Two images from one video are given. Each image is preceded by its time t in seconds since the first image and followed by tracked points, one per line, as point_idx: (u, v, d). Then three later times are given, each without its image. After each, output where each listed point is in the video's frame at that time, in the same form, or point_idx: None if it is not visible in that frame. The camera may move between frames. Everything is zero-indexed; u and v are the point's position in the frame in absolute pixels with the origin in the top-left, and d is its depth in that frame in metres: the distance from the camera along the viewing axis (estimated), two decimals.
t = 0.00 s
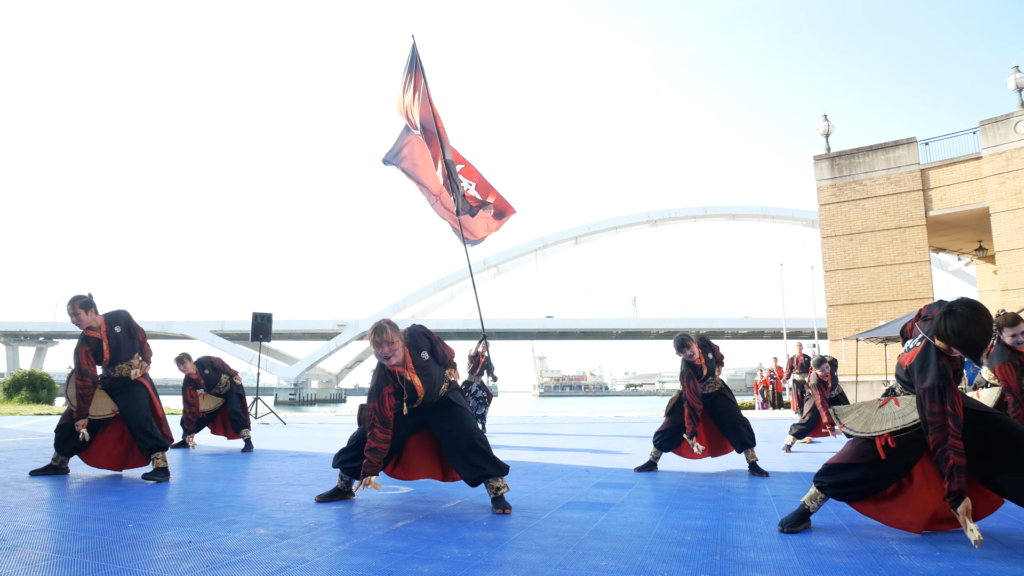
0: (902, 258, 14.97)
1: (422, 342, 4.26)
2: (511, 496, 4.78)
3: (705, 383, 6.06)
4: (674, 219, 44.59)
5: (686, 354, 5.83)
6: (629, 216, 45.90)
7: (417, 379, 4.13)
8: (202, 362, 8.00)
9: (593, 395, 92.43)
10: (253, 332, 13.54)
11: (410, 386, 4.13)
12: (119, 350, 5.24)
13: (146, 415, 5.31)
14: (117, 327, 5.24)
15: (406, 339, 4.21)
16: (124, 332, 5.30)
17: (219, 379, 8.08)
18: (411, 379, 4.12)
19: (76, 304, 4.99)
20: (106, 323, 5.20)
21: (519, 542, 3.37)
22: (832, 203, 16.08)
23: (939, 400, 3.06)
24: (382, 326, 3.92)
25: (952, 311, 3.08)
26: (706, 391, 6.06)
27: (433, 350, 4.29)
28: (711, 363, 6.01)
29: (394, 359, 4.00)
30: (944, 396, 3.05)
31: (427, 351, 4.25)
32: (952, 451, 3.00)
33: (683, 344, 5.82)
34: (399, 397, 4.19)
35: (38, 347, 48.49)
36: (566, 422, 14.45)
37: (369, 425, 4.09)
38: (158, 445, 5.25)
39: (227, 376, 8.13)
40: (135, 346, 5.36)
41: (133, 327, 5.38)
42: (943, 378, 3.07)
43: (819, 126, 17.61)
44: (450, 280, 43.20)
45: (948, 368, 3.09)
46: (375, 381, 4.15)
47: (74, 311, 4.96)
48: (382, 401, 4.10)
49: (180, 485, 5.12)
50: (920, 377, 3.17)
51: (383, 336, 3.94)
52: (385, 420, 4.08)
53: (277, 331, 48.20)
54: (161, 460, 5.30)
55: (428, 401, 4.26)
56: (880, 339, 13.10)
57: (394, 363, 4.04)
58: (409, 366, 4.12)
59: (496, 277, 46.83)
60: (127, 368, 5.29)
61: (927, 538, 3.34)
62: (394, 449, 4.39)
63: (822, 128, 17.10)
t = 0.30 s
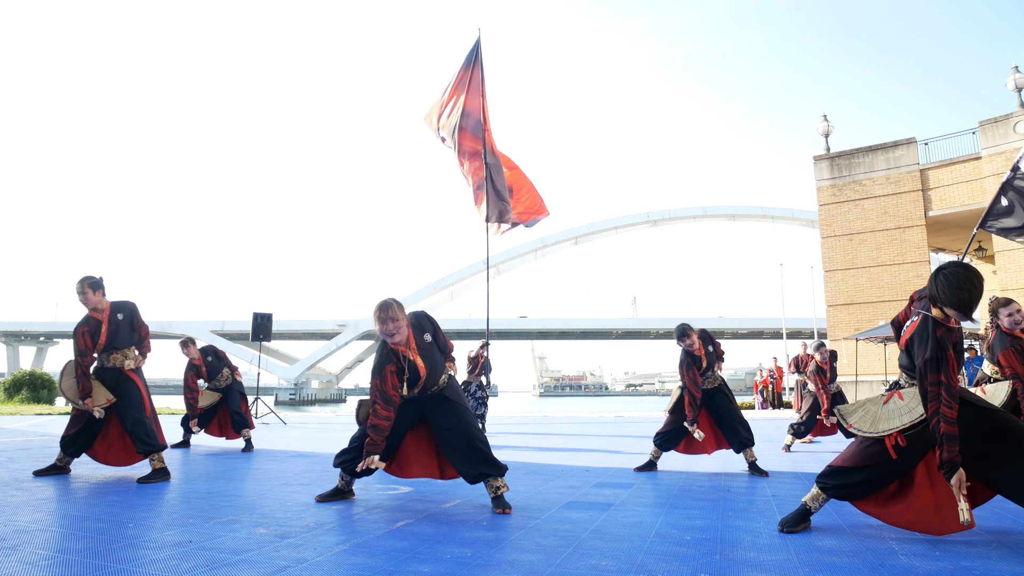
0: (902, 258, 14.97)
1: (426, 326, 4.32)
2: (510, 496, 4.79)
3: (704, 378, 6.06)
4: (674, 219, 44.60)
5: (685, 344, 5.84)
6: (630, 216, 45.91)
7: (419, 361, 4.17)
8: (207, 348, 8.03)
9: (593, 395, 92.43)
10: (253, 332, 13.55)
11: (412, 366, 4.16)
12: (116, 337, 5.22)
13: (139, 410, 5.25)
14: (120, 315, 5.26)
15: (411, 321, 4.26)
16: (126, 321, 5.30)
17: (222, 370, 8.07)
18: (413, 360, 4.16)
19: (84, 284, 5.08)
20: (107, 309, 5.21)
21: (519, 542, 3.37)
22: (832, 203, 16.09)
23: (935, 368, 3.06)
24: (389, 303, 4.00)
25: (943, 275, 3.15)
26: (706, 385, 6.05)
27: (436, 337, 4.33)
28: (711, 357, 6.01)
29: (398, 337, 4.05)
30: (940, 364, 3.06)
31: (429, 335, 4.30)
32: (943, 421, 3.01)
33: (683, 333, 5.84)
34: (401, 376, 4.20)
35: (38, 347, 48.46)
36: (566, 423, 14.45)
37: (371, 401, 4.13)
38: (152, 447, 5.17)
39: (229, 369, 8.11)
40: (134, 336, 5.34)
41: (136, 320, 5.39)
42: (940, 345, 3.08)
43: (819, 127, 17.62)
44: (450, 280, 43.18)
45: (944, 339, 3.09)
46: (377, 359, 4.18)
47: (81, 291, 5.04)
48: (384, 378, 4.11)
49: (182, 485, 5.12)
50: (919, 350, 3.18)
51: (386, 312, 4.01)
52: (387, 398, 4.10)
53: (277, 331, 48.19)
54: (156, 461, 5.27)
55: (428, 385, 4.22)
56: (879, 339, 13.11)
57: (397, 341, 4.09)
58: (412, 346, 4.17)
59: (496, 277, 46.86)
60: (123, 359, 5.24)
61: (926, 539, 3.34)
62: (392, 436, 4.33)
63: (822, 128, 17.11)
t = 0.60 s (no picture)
0: (902, 258, 14.97)
1: (428, 314, 4.36)
2: (511, 496, 4.79)
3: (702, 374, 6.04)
4: (674, 219, 44.60)
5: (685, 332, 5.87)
6: (630, 216, 45.90)
7: (421, 346, 4.19)
8: (216, 336, 8.02)
9: (593, 395, 92.45)
10: (253, 332, 13.54)
11: (414, 349, 4.17)
12: (106, 334, 5.19)
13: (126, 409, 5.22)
14: (114, 309, 5.24)
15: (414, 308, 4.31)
16: (120, 317, 5.27)
17: (226, 362, 8.05)
18: (415, 343, 4.18)
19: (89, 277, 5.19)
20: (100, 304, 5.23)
21: (519, 542, 3.36)
22: (832, 203, 16.09)
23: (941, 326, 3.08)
24: (398, 284, 4.06)
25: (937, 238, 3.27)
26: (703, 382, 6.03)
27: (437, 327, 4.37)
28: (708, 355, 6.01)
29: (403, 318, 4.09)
30: (945, 325, 3.08)
31: (430, 323, 4.33)
32: (943, 381, 3.04)
33: (685, 321, 5.86)
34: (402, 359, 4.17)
35: (39, 347, 48.43)
36: (566, 423, 14.46)
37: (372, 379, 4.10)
38: (151, 448, 5.16)
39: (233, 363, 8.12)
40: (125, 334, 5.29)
41: (134, 319, 5.34)
42: (944, 304, 3.12)
43: (819, 127, 17.62)
44: (450, 280, 43.15)
45: (949, 302, 3.12)
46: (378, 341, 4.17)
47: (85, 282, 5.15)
48: (386, 358, 4.08)
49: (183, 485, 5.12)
50: (924, 316, 3.18)
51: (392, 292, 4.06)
52: (388, 377, 4.08)
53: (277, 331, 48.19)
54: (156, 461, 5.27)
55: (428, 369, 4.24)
56: (880, 339, 13.11)
57: (401, 323, 4.11)
58: (414, 330, 4.20)
59: (496, 277, 46.85)
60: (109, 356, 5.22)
61: (926, 540, 3.34)
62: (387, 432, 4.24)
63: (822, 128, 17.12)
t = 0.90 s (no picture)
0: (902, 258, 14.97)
1: (442, 297, 4.41)
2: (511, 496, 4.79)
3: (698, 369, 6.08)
4: (674, 219, 44.60)
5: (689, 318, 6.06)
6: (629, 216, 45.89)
7: (434, 323, 4.23)
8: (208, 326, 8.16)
9: (592, 395, 92.44)
10: (253, 332, 13.53)
11: (428, 323, 4.19)
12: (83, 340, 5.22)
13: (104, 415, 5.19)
14: (84, 318, 5.23)
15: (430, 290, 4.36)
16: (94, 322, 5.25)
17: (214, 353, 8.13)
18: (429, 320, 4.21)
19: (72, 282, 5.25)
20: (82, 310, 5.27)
21: (518, 542, 3.37)
22: (832, 203, 16.09)
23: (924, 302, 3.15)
24: (416, 260, 4.14)
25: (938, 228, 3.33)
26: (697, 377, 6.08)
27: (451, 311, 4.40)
28: (704, 343, 6.04)
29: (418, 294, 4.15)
30: (931, 301, 3.14)
31: (445, 305, 4.37)
32: (927, 355, 3.07)
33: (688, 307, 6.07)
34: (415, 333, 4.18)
35: (39, 347, 48.43)
36: (566, 423, 14.47)
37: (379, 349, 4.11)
38: (142, 448, 5.14)
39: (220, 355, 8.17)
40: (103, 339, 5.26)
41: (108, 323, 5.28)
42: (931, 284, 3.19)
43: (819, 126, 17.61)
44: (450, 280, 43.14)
45: (939, 284, 3.20)
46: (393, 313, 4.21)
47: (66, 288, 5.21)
48: (398, 330, 4.09)
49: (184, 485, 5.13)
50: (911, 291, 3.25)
51: (409, 269, 4.14)
52: (398, 349, 4.08)
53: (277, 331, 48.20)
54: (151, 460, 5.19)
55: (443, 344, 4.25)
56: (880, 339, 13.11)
57: (417, 296, 4.17)
58: (429, 307, 4.24)
59: (496, 277, 46.84)
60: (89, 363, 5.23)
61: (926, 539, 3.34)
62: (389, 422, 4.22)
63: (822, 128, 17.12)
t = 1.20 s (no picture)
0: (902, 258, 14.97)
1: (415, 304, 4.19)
2: (511, 496, 4.79)
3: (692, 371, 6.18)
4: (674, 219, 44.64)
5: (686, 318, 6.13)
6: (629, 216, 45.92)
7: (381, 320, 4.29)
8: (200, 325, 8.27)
9: (592, 395, 92.47)
10: (253, 332, 13.53)
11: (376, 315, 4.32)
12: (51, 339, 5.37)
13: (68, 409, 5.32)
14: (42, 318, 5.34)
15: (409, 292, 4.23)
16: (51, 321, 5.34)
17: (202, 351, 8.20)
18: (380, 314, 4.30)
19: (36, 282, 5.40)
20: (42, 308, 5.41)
21: (517, 542, 3.36)
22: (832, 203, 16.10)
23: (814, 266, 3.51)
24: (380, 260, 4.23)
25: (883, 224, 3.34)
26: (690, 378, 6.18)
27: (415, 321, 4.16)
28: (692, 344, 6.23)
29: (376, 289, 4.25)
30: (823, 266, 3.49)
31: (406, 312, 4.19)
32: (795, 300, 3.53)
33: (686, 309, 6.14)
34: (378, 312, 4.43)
35: (38, 347, 48.40)
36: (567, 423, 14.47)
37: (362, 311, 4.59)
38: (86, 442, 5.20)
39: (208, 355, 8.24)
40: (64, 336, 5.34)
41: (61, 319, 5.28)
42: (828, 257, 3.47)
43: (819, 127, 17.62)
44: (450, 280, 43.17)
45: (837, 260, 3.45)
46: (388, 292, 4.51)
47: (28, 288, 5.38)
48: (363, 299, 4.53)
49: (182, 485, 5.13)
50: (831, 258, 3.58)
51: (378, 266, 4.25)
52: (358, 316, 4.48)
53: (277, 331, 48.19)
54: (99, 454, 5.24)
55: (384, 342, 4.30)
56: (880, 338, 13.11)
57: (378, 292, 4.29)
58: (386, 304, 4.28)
59: (496, 277, 46.85)
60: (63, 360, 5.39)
61: (926, 539, 3.34)
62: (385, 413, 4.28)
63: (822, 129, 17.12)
